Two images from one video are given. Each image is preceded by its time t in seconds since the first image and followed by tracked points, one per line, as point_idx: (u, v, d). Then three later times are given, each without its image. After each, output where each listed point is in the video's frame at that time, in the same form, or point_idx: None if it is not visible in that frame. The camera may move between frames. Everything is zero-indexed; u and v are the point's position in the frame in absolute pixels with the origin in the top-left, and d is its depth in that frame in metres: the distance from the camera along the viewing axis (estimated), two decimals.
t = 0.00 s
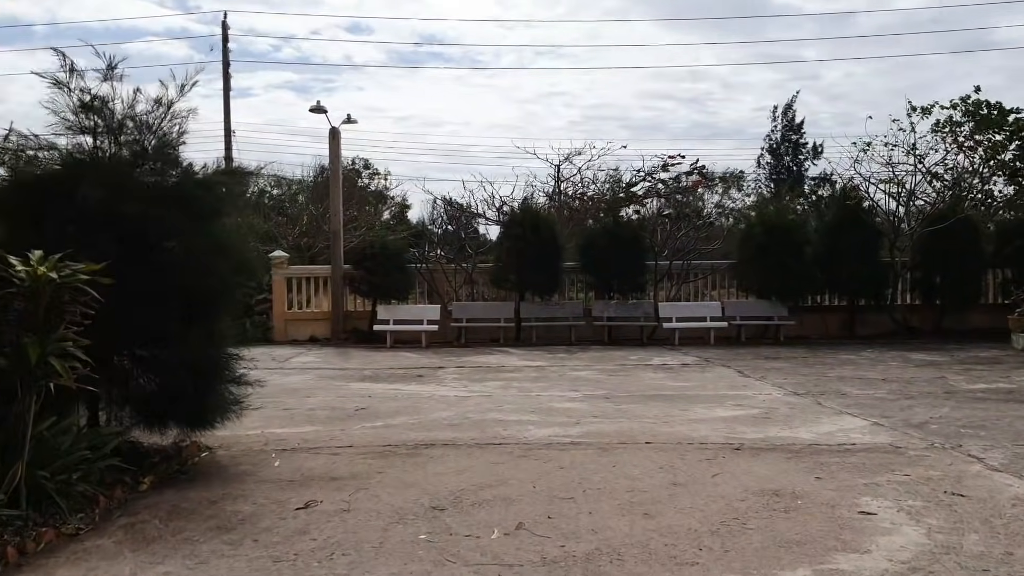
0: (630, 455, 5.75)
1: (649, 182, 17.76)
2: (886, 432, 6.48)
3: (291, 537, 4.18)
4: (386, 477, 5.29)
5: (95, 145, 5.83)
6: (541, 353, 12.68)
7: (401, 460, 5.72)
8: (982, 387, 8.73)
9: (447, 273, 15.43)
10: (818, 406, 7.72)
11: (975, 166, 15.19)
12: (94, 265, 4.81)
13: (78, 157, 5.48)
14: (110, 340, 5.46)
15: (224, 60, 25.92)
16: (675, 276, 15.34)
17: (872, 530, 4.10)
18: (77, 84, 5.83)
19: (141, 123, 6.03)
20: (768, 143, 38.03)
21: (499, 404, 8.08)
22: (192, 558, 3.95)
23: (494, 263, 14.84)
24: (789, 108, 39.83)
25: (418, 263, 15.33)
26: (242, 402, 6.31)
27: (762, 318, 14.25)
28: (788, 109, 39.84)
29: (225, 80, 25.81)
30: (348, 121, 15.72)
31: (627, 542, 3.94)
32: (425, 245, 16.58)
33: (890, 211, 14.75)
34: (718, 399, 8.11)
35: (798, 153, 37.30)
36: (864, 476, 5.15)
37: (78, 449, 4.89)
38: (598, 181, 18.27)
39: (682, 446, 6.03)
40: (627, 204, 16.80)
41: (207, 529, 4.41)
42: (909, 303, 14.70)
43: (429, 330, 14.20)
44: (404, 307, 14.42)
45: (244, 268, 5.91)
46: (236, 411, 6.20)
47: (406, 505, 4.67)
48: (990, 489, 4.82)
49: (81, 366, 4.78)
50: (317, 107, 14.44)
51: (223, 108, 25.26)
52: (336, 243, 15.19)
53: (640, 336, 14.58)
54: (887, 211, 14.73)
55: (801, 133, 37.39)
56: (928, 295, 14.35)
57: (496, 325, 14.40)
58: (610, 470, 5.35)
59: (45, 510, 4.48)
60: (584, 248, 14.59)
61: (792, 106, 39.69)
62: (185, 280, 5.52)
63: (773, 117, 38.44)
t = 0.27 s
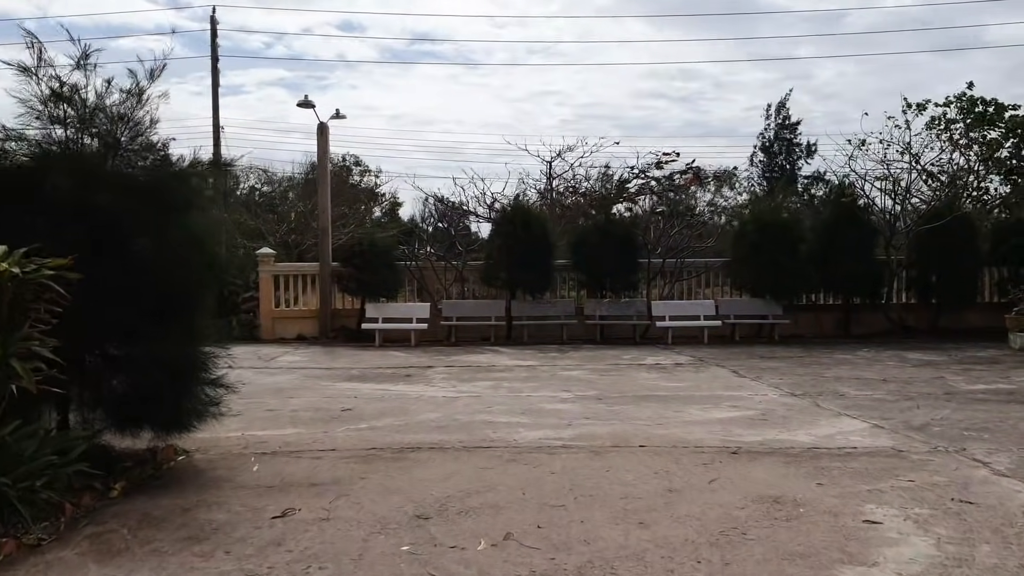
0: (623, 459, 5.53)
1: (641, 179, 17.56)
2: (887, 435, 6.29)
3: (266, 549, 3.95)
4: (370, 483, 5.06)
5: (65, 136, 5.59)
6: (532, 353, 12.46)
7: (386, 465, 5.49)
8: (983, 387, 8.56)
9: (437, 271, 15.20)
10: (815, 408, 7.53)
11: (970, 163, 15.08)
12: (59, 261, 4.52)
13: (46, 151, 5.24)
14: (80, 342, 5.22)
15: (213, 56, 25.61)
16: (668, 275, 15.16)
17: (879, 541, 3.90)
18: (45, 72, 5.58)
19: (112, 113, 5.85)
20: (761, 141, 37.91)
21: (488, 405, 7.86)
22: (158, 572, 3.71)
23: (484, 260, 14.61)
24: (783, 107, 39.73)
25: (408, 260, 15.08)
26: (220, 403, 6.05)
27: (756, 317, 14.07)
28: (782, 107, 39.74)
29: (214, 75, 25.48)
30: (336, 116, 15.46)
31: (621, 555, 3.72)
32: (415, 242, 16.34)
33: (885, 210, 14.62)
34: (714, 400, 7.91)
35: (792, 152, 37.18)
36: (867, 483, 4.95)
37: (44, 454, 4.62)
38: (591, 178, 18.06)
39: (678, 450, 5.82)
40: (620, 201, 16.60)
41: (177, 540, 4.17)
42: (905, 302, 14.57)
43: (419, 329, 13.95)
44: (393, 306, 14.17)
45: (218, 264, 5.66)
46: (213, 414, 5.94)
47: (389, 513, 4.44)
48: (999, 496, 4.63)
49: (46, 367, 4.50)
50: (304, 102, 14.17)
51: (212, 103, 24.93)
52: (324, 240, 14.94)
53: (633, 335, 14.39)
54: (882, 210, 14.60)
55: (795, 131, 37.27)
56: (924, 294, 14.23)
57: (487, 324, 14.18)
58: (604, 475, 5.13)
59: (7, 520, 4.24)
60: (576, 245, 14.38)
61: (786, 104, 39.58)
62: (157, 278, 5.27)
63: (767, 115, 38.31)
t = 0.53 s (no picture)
0: (615, 470, 5.31)
1: (630, 180, 17.36)
2: (886, 444, 6.11)
3: (235, 571, 3.69)
4: (349, 497, 4.80)
5: (30, 133, 5.34)
6: (520, 356, 12.24)
7: (367, 477, 5.24)
8: (980, 392, 8.40)
9: (423, 273, 14.93)
10: (811, 414, 7.33)
11: (961, 164, 15.01)
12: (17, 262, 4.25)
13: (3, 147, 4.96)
14: (44, 348, 4.93)
15: (197, 54, 25.23)
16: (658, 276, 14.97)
17: (886, 559, 3.70)
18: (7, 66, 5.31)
19: (79, 108, 5.59)
20: (750, 142, 37.85)
21: (475, 411, 7.62)
22: None
23: (471, 262, 14.38)
24: (772, 108, 39.71)
25: (393, 262, 14.81)
26: (193, 412, 5.76)
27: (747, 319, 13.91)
28: (771, 109, 39.71)
29: (197, 74, 25.11)
30: (321, 114, 15.17)
31: None
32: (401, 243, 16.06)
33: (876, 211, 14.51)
34: (706, 406, 7.70)
35: (780, 153, 37.17)
36: (870, 495, 4.75)
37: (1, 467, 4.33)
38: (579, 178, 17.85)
39: (672, 459, 5.60)
40: (608, 201, 16.40)
41: (140, 561, 3.90)
42: (897, 303, 14.46)
43: (404, 332, 13.69)
44: (379, 308, 13.91)
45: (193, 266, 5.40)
46: (186, 423, 5.67)
47: (369, 530, 4.20)
48: (1006, 509, 4.45)
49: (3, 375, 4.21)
50: (288, 100, 13.89)
51: (195, 102, 24.56)
52: (308, 242, 14.65)
53: (622, 338, 14.20)
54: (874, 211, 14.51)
55: (783, 133, 37.26)
56: (916, 295, 14.13)
57: (474, 326, 13.94)
58: (595, 487, 4.90)
59: None
60: (565, 247, 14.18)
61: (775, 106, 39.56)
62: (128, 280, 4.99)
63: (756, 117, 38.29)
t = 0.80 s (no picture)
0: (610, 479, 5.09)
1: (623, 178, 17.13)
2: (890, 450, 5.91)
3: None
4: (331, 510, 4.57)
5: None
6: (512, 358, 12.01)
7: (350, 488, 4.99)
8: (981, 395, 8.22)
9: (413, 274, 14.66)
10: (811, 418, 7.13)
11: (958, 163, 14.86)
12: None
13: None
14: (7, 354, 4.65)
15: (185, 53, 24.91)
16: (652, 276, 14.75)
17: None
18: None
19: (47, 100, 5.30)
20: (743, 142, 37.71)
21: (466, 416, 7.38)
22: None
23: (463, 262, 14.14)
24: (766, 108, 39.59)
25: (383, 263, 14.55)
26: (168, 421, 5.47)
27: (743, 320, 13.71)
28: (765, 109, 39.59)
29: (186, 74, 24.83)
30: (308, 113, 14.89)
31: None
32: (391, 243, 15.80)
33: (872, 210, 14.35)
34: (703, 410, 7.48)
35: (773, 153, 37.06)
36: (877, 506, 4.53)
37: None
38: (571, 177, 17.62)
39: (669, 467, 5.38)
40: (601, 201, 16.18)
41: None
42: (893, 304, 14.30)
43: (394, 334, 13.44)
44: (368, 310, 13.66)
45: (170, 266, 5.09)
46: (160, 433, 5.37)
47: (349, 548, 3.95)
48: (1021, 522, 4.24)
49: None
50: (275, 98, 13.61)
51: (183, 102, 24.27)
52: (295, 242, 14.37)
53: (616, 339, 13.99)
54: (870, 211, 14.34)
55: (777, 133, 37.15)
56: (913, 295, 13.97)
57: (465, 328, 13.70)
58: (589, 499, 4.67)
59: None
60: (558, 247, 13.94)
61: (768, 106, 39.44)
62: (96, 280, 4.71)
63: (748, 116, 38.17)
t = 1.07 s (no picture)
0: (610, 492, 4.85)
1: (622, 178, 16.88)
2: (900, 461, 5.68)
3: None
4: (314, 525, 4.32)
5: None
6: (509, 361, 11.76)
7: (335, 501, 4.74)
8: (991, 402, 7.99)
9: (410, 275, 14.42)
10: (817, 426, 6.89)
11: (963, 164, 14.64)
12: None
13: None
14: None
15: (181, 52, 24.67)
16: (652, 278, 14.52)
17: None
18: None
19: (21, 95, 4.97)
20: (744, 143, 37.47)
21: (460, 423, 7.14)
22: None
23: (459, 264, 13.91)
24: (767, 109, 39.35)
25: (379, 264, 14.30)
26: (144, 430, 5.23)
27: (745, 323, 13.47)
28: (766, 109, 39.35)
29: (182, 73, 24.59)
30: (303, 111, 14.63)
31: None
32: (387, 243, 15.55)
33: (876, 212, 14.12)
34: (705, 418, 7.24)
35: (774, 154, 36.84)
36: (890, 523, 4.29)
37: None
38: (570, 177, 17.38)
39: (671, 479, 5.14)
40: (600, 201, 15.94)
41: None
42: (897, 307, 14.08)
43: (389, 336, 13.21)
44: (364, 312, 13.43)
45: (147, 268, 4.80)
46: (136, 442, 5.13)
47: (331, 568, 3.71)
48: None
49: None
50: (269, 96, 13.35)
51: (179, 101, 24.03)
52: (290, 243, 14.11)
53: (615, 342, 13.76)
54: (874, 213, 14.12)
55: (778, 134, 36.92)
56: (917, 298, 13.76)
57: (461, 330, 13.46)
58: (586, 514, 4.42)
59: None
60: (557, 248, 13.70)
61: (769, 107, 39.21)
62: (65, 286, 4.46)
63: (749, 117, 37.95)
